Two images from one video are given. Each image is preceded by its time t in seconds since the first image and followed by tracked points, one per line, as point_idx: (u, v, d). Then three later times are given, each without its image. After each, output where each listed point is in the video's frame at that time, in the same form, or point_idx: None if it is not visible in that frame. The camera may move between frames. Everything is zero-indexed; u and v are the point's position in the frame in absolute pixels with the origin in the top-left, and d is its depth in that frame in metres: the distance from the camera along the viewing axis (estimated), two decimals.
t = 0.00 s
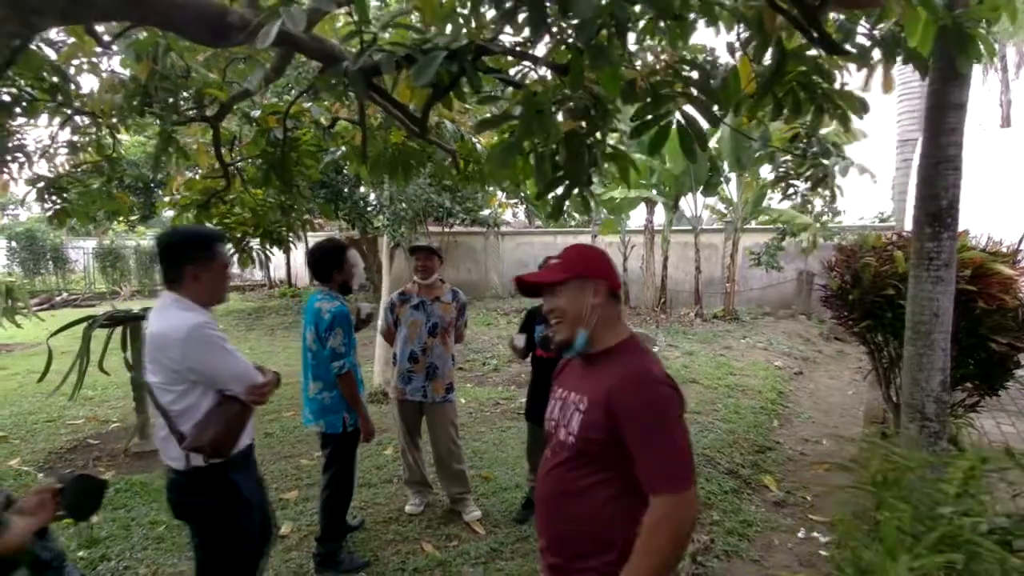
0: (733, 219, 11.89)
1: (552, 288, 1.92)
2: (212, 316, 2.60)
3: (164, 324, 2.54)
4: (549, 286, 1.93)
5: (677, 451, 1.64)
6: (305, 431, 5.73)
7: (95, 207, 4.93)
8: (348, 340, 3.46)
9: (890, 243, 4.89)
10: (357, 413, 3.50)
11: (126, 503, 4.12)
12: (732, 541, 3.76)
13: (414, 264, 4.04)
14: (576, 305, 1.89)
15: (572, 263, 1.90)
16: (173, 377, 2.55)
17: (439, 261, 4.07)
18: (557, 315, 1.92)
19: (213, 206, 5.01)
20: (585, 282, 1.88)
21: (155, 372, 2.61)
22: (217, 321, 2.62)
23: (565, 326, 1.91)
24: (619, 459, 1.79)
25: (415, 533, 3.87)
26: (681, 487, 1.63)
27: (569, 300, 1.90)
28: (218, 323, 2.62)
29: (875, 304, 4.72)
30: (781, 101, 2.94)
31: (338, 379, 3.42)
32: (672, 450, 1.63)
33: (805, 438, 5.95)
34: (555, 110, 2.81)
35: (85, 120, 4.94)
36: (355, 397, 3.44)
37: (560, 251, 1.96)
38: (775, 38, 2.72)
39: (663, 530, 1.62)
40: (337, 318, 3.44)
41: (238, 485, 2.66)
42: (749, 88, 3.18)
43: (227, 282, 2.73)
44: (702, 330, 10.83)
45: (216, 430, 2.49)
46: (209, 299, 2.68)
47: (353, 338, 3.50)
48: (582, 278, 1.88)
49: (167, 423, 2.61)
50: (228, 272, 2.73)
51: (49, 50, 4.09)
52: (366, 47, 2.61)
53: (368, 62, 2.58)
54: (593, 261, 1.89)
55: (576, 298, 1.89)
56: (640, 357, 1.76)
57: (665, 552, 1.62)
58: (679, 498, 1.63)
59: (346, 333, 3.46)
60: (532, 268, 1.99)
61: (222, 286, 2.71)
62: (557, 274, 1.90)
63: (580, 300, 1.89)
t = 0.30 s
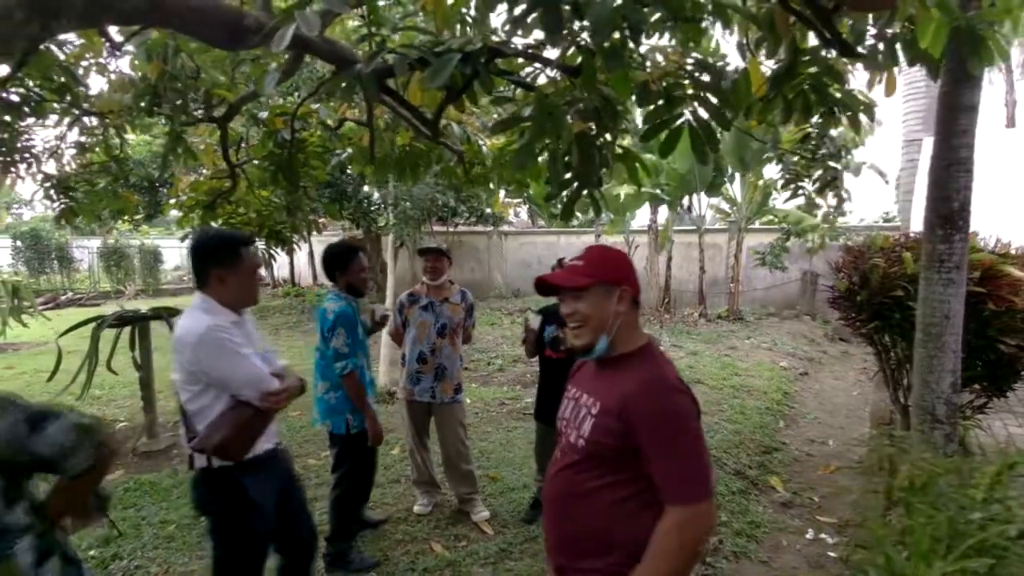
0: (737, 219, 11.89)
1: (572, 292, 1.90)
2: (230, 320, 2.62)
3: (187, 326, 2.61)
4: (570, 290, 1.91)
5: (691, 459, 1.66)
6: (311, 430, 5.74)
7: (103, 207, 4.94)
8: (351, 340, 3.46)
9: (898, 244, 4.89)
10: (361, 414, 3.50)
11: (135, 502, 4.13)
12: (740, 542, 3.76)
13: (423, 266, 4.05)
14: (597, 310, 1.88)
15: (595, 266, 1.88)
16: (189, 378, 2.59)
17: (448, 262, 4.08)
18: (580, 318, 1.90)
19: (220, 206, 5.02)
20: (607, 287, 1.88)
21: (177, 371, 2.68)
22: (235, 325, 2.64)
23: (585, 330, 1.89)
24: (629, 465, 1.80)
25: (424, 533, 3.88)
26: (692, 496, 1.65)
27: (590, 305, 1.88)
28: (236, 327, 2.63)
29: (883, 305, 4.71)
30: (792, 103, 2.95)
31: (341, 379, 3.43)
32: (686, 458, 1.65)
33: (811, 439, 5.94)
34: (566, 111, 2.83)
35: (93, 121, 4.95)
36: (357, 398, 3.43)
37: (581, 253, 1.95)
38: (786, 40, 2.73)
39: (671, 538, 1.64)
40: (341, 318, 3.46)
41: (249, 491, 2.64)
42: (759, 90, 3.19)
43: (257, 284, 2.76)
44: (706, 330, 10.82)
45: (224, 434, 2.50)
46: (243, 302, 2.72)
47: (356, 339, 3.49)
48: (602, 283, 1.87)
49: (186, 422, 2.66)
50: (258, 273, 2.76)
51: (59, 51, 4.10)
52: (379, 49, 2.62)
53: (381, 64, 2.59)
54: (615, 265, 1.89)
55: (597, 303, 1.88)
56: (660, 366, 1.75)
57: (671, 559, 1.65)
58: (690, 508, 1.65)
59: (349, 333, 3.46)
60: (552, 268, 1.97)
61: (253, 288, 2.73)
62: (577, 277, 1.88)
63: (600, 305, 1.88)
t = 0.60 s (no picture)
0: (748, 218, 11.82)
1: (585, 284, 1.90)
2: (254, 312, 2.65)
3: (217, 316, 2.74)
4: (583, 282, 1.91)
5: (700, 449, 1.63)
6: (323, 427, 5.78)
7: (117, 207, 5.00)
8: (354, 334, 3.56)
9: (914, 242, 4.83)
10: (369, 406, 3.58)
11: (150, 497, 4.18)
12: (753, 542, 3.74)
13: (435, 264, 4.06)
14: (610, 302, 1.87)
15: (607, 260, 1.88)
16: (217, 365, 2.72)
17: (460, 261, 4.09)
18: (596, 311, 1.89)
19: (232, 205, 5.07)
20: (621, 280, 1.87)
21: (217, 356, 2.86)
22: (257, 316, 2.66)
23: (600, 323, 1.89)
24: (640, 455, 1.78)
25: (436, 530, 3.90)
26: (705, 484, 1.63)
27: (603, 298, 1.88)
28: (257, 318, 2.65)
29: (898, 304, 4.67)
30: (806, 102, 2.94)
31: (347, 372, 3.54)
32: (695, 448, 1.63)
33: (824, 439, 5.90)
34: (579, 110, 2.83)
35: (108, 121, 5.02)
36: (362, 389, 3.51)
37: (595, 247, 1.95)
38: (801, 38, 2.72)
39: (682, 525, 1.61)
40: (346, 313, 3.57)
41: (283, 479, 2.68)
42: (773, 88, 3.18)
43: (287, 276, 2.75)
44: (716, 330, 10.76)
45: (239, 421, 2.55)
46: (276, 296, 2.72)
47: (361, 334, 3.59)
48: (615, 275, 1.87)
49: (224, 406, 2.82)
50: (287, 266, 2.75)
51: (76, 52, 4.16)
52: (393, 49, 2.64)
53: (394, 62, 2.60)
54: (631, 258, 1.89)
55: (609, 295, 1.88)
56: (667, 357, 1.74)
57: (685, 548, 1.62)
58: (699, 499, 1.62)
59: (353, 326, 3.56)
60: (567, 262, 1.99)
61: (281, 281, 2.72)
62: (590, 270, 1.88)
63: (614, 297, 1.87)
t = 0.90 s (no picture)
0: (773, 216, 11.61)
1: (617, 271, 1.89)
2: (298, 302, 2.73)
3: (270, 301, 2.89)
4: (616, 269, 1.90)
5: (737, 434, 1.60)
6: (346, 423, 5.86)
7: (149, 206, 5.14)
8: (377, 326, 3.67)
9: (949, 239, 4.69)
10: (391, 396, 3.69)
11: (180, 488, 4.28)
12: (780, 543, 3.67)
13: (458, 261, 4.07)
14: (640, 289, 1.86)
15: (642, 247, 1.86)
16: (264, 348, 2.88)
17: (482, 258, 4.10)
18: (625, 298, 1.88)
19: (258, 203, 5.16)
20: (654, 268, 1.85)
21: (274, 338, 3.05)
22: (298, 306, 2.73)
23: (630, 309, 1.88)
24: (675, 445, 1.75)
25: (459, 525, 3.92)
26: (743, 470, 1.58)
27: (635, 285, 1.86)
28: (297, 309, 2.72)
29: (932, 302, 4.54)
30: (836, 94, 2.87)
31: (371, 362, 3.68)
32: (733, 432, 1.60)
33: (853, 441, 5.76)
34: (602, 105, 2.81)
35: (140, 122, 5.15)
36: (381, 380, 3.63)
37: (631, 235, 1.94)
38: (832, 28, 2.66)
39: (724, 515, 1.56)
40: (371, 305, 3.68)
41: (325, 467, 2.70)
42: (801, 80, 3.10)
43: (334, 269, 2.79)
44: (741, 329, 10.60)
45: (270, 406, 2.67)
46: (323, 288, 2.79)
47: (384, 326, 3.68)
48: (648, 263, 1.85)
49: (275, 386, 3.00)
50: (335, 258, 2.79)
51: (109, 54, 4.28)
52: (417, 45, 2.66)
53: (419, 58, 2.64)
54: (665, 248, 1.87)
55: (641, 283, 1.86)
56: (713, 345, 1.72)
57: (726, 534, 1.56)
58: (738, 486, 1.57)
59: (376, 319, 3.66)
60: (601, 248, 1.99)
61: (328, 273, 2.77)
62: (623, 257, 1.87)
63: (646, 285, 1.86)
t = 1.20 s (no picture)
0: (796, 216, 11.41)
1: (652, 277, 1.86)
2: (351, 301, 2.74)
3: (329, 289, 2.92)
4: (650, 275, 1.87)
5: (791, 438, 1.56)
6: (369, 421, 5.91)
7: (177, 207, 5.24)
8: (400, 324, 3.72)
9: (984, 241, 4.57)
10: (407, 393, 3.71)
11: (209, 484, 4.36)
12: (809, 551, 3.60)
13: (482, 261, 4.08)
14: (677, 294, 1.83)
15: (677, 252, 1.84)
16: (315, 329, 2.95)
17: (506, 259, 4.11)
18: (660, 305, 1.85)
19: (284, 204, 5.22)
20: (690, 272, 1.83)
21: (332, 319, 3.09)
22: (348, 305, 2.73)
23: (667, 316, 1.84)
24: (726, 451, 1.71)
25: (482, 526, 3.92)
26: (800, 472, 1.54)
27: (672, 289, 1.83)
28: (347, 308, 2.72)
29: (967, 305, 4.42)
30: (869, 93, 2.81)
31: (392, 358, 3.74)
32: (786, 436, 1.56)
33: (882, 447, 5.63)
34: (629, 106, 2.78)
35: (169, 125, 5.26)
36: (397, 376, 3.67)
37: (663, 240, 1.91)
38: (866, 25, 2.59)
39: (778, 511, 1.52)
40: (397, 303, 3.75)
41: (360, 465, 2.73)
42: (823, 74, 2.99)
43: (384, 269, 2.83)
44: (764, 331, 10.43)
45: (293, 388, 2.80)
46: (372, 288, 2.81)
47: (406, 324, 3.72)
48: (684, 268, 1.82)
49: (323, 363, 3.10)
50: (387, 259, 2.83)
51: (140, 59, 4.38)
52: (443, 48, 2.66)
53: (446, 61, 2.66)
54: (699, 252, 1.84)
55: (678, 288, 1.83)
56: (759, 352, 1.67)
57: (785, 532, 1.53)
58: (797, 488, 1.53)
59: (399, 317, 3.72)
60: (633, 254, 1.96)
61: (378, 273, 2.81)
62: (658, 262, 1.84)
63: (683, 290, 1.83)
